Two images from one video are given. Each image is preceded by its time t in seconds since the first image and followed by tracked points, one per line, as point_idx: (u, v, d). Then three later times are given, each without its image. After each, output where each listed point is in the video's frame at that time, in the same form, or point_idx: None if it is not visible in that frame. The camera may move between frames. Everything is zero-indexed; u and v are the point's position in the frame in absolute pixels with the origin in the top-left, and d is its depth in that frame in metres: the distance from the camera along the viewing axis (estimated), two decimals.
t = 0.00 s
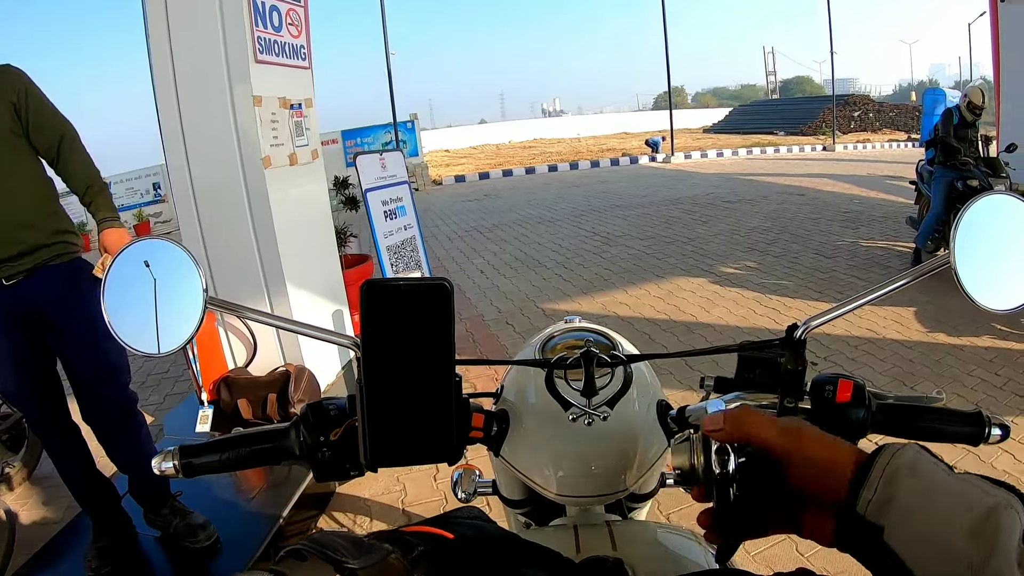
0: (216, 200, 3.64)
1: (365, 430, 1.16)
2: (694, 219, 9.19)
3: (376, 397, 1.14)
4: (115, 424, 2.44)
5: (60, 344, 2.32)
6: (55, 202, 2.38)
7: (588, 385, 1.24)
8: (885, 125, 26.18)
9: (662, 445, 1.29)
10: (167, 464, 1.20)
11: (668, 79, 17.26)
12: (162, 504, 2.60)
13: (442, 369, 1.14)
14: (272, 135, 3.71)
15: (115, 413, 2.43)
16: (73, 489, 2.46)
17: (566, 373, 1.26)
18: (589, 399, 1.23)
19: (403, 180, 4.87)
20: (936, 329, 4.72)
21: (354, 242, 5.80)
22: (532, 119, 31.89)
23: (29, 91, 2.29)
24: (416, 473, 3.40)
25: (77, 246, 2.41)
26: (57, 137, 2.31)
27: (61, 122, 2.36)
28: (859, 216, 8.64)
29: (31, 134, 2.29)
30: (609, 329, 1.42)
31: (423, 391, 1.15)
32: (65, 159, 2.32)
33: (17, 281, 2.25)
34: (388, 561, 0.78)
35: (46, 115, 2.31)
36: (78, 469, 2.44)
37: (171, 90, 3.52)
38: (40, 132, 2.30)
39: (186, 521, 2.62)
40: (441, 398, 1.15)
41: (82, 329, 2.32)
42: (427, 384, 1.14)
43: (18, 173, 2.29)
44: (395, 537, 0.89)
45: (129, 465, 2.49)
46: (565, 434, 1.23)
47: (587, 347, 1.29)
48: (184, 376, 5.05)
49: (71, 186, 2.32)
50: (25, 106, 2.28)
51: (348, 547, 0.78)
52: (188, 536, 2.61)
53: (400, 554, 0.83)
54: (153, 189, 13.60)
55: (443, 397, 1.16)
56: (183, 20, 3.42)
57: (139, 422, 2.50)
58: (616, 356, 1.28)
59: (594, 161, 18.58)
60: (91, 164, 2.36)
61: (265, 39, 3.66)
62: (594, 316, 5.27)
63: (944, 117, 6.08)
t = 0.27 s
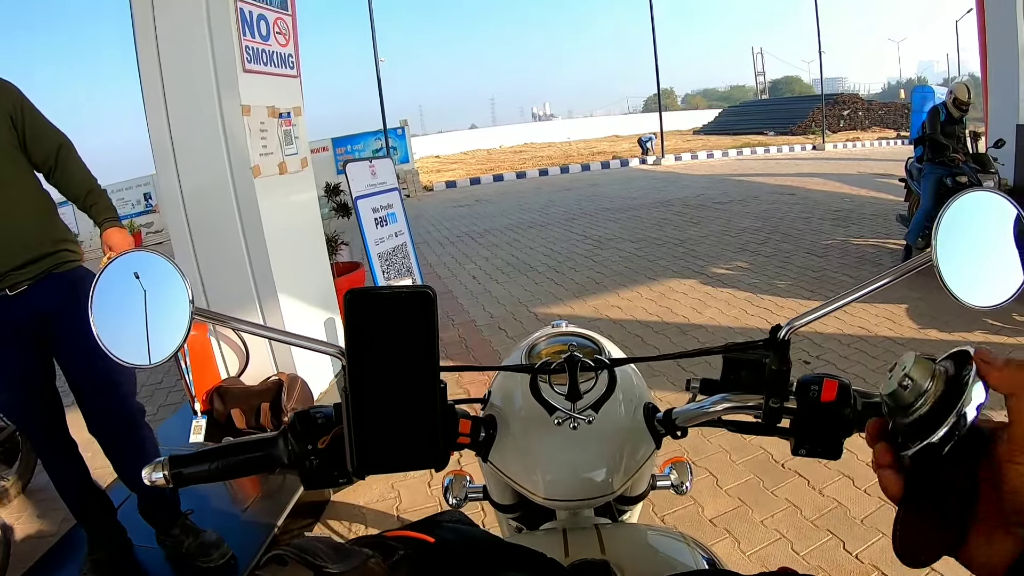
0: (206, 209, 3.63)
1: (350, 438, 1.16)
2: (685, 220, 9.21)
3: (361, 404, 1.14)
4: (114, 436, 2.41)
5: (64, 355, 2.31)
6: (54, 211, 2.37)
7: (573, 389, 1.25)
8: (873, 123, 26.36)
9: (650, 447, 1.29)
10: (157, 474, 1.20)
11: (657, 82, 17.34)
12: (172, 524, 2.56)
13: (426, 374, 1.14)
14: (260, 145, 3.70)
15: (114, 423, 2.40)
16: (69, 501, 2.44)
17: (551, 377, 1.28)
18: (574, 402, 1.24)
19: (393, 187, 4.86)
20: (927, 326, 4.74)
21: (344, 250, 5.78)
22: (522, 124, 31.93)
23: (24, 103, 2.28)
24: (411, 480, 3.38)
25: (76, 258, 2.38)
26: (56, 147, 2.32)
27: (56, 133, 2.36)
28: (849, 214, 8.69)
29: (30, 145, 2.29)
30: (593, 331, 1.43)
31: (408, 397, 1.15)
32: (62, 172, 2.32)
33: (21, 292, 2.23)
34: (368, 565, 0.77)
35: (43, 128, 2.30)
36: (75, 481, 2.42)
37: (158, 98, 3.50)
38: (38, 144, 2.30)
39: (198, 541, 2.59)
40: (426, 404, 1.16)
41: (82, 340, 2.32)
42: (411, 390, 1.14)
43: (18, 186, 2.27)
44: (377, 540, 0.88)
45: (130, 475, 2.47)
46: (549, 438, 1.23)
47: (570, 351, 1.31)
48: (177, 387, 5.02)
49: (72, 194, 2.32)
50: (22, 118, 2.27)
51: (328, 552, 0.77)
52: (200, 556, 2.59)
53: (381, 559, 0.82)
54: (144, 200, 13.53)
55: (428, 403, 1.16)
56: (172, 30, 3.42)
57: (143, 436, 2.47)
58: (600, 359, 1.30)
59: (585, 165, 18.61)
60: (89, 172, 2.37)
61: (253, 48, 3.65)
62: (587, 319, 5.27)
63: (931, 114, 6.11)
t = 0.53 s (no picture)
0: (194, 217, 3.62)
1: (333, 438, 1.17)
2: (673, 222, 9.27)
3: (342, 405, 1.16)
4: (126, 452, 2.42)
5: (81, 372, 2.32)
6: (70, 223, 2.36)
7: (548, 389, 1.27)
8: (859, 123, 26.60)
9: (629, 443, 1.31)
10: (148, 478, 1.21)
11: (644, 86, 17.43)
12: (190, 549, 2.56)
13: (405, 376, 1.16)
14: (248, 153, 3.70)
15: (126, 441, 2.40)
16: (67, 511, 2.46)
17: (526, 377, 1.30)
18: (549, 402, 1.27)
19: (380, 194, 4.88)
20: (913, 322, 4.80)
21: (333, 257, 5.78)
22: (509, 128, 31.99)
23: (44, 114, 2.29)
24: (402, 485, 3.36)
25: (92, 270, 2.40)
26: (75, 160, 2.34)
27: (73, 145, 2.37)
28: (835, 214, 8.77)
29: (48, 156, 2.29)
30: (572, 333, 1.47)
31: (388, 398, 1.16)
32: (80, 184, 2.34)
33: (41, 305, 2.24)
34: (345, 553, 0.80)
35: (62, 139, 2.32)
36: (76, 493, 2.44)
37: (145, 107, 3.50)
38: (58, 156, 2.31)
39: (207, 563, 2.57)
40: (406, 404, 1.17)
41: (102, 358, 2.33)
42: (390, 391, 1.16)
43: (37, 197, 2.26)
44: (353, 530, 0.91)
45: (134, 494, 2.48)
46: (528, 437, 1.25)
47: (545, 351, 1.34)
48: (167, 397, 5.00)
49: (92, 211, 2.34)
50: (42, 128, 2.27)
51: (307, 541, 0.81)
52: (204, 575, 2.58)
53: (358, 547, 0.85)
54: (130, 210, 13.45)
55: (408, 403, 1.17)
56: (159, 40, 3.43)
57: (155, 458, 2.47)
58: (575, 358, 1.32)
59: (573, 168, 18.67)
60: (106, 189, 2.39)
61: (239, 57, 3.67)
62: (576, 322, 5.29)
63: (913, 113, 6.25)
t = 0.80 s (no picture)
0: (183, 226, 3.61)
1: (324, 442, 1.18)
2: (660, 227, 9.33)
3: (333, 410, 1.17)
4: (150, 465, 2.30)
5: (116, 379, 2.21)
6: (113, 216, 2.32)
7: (532, 390, 1.32)
8: (843, 126, 26.88)
9: (615, 444, 1.33)
10: (143, 484, 1.20)
11: (630, 92, 17.55)
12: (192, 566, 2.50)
13: (393, 380, 1.18)
14: (236, 162, 3.71)
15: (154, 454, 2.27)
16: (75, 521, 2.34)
17: (512, 380, 1.34)
18: (534, 403, 1.30)
19: (368, 202, 4.89)
20: (899, 323, 4.86)
21: (321, 266, 5.78)
22: (497, 135, 32.06)
23: (84, 106, 2.27)
24: (393, 491, 3.34)
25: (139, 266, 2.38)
26: (120, 156, 2.30)
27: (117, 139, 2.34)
28: (821, 217, 8.85)
29: (91, 149, 2.27)
30: (557, 337, 1.49)
31: (377, 403, 1.18)
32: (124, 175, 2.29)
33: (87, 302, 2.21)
34: (338, 547, 0.83)
35: (103, 132, 2.29)
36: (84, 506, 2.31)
37: (133, 115, 3.50)
38: (102, 152, 2.28)
39: None
40: (395, 409, 1.19)
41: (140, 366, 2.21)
42: (379, 396, 1.18)
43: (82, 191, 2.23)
44: (346, 526, 0.94)
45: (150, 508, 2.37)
46: (514, 438, 1.27)
47: (529, 354, 1.38)
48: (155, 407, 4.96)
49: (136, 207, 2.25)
50: (82, 121, 2.25)
51: (302, 536, 0.84)
52: None
53: (350, 542, 0.88)
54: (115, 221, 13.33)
55: (396, 408, 1.19)
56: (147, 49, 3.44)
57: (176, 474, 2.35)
58: (559, 361, 1.36)
59: (561, 174, 18.74)
60: (151, 184, 2.33)
61: (227, 66, 3.67)
62: (565, 327, 5.32)
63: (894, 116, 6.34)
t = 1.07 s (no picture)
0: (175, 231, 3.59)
1: (319, 446, 1.18)
2: (652, 231, 9.36)
3: (328, 414, 1.17)
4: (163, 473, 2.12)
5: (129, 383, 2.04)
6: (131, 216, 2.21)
7: (526, 394, 1.32)
8: (834, 130, 27.07)
9: (608, 447, 1.34)
10: (137, 490, 1.19)
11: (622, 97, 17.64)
12: None
13: (387, 385, 1.18)
14: (229, 167, 3.70)
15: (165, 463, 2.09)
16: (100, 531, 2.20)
17: (505, 384, 1.34)
18: (528, 407, 1.31)
19: (361, 208, 4.89)
20: (891, 325, 4.89)
21: (314, 272, 5.77)
22: (489, 141, 32.12)
23: (108, 102, 2.15)
24: (388, 497, 3.34)
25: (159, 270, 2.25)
26: (143, 151, 2.16)
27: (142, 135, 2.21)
28: (812, 221, 8.91)
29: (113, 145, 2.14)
30: (550, 341, 1.50)
31: (371, 407, 1.18)
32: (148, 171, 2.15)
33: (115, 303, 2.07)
34: (334, 550, 0.83)
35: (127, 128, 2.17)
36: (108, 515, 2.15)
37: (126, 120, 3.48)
38: (124, 149, 2.15)
39: None
40: (389, 413, 1.19)
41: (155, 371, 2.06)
42: (373, 400, 1.18)
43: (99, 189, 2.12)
44: (341, 529, 0.94)
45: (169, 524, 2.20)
46: (508, 443, 1.28)
47: (522, 358, 1.39)
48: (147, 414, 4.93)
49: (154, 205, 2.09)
50: (104, 116, 2.13)
51: (298, 539, 0.84)
52: None
53: (346, 545, 0.88)
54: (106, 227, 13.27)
55: (391, 412, 1.19)
56: (141, 54, 3.43)
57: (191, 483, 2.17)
58: (552, 364, 1.37)
59: (553, 179, 18.79)
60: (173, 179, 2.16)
61: (220, 71, 3.67)
62: (558, 331, 5.32)
63: (882, 122, 6.41)
